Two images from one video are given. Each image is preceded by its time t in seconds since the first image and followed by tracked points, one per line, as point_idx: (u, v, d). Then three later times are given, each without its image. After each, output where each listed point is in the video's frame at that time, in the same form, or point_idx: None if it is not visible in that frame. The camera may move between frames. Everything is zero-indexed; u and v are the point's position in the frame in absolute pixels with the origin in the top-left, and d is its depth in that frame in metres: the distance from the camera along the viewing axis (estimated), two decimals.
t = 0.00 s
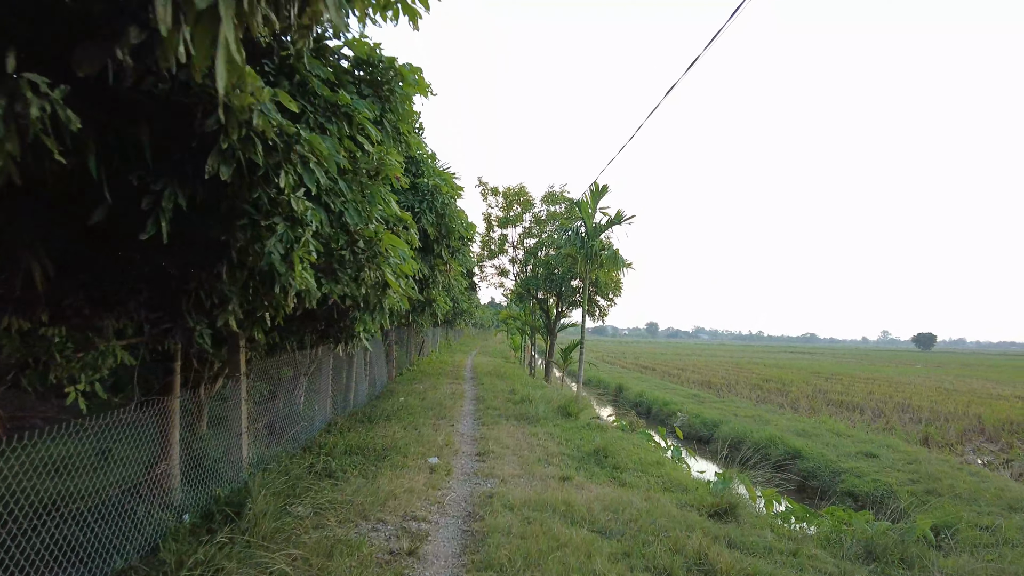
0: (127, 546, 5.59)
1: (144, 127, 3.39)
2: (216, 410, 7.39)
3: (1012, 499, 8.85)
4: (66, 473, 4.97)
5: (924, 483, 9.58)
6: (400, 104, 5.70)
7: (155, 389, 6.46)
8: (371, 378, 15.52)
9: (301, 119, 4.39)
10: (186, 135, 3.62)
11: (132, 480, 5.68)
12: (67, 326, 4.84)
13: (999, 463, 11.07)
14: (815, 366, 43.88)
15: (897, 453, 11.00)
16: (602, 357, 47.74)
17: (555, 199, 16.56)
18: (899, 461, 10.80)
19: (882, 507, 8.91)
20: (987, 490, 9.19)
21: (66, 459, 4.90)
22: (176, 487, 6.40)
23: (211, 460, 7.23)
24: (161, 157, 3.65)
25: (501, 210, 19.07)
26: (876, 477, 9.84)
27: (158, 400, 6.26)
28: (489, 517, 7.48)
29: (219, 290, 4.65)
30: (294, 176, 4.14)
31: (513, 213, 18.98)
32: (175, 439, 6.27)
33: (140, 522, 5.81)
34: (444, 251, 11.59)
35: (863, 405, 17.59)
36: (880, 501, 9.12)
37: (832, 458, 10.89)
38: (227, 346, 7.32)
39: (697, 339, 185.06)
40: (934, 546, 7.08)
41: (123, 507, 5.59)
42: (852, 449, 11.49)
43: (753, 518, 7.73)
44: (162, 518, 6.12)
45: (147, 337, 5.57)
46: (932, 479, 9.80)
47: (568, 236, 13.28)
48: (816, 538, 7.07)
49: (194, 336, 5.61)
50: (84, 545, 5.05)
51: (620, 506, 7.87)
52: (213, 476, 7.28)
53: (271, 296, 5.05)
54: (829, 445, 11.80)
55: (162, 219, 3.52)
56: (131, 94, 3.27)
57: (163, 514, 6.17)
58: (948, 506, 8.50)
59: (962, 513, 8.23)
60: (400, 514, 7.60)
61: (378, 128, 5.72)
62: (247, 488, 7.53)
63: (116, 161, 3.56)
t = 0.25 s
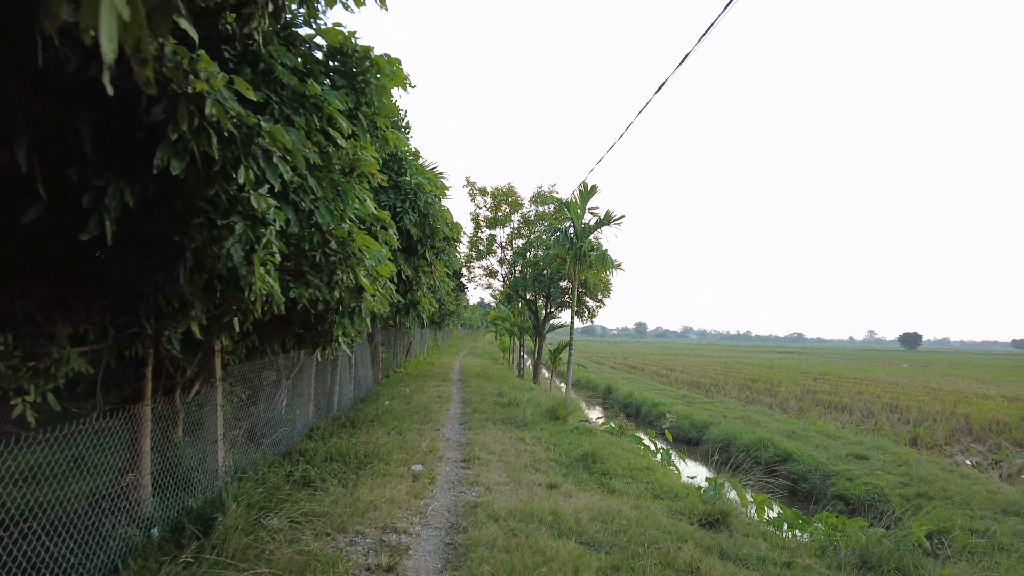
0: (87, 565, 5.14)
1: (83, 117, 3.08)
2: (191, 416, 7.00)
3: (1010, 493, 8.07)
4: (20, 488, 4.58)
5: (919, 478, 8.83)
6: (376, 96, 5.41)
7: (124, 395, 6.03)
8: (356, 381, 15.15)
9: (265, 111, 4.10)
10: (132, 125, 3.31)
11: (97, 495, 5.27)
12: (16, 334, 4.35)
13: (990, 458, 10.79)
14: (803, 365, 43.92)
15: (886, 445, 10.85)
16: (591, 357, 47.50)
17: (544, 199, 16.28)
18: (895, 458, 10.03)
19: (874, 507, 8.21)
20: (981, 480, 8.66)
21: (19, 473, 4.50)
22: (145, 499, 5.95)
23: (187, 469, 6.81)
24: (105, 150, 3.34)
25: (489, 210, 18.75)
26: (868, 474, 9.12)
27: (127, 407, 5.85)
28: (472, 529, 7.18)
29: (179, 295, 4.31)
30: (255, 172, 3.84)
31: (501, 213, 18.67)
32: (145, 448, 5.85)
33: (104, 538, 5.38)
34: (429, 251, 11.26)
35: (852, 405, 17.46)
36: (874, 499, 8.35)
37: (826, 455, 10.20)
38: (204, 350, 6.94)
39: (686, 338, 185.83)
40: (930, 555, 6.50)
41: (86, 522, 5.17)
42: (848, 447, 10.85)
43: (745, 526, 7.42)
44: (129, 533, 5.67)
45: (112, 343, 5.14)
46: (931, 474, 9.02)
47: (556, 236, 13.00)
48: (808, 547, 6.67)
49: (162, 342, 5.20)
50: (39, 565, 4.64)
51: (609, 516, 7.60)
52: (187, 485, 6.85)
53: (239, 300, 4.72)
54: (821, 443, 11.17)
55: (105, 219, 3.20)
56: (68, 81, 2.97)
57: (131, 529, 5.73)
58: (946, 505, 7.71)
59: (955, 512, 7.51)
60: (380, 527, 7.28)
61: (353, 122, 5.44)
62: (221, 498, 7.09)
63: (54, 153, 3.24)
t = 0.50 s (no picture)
0: None
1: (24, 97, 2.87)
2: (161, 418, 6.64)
3: (991, 491, 7.79)
4: None
5: (901, 479, 8.39)
6: (350, 84, 5.16)
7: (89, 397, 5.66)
8: (335, 382, 14.79)
9: (228, 95, 3.83)
10: (79, 105, 3.07)
11: (54, 502, 4.88)
12: None
13: (969, 458, 10.81)
14: (783, 365, 44.32)
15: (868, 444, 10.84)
16: (574, 358, 47.42)
17: (527, 198, 16.09)
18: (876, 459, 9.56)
19: (856, 511, 7.76)
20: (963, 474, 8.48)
21: None
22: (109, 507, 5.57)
23: (155, 474, 6.44)
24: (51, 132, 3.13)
25: (472, 209, 18.49)
26: (852, 476, 8.64)
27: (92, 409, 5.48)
28: (451, 536, 6.95)
29: (138, 293, 4.01)
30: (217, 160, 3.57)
31: (484, 212, 18.42)
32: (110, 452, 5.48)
33: (62, 548, 4.98)
34: (410, 250, 10.99)
35: (832, 406, 17.51)
36: (855, 503, 7.90)
37: (809, 458, 9.76)
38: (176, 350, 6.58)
39: (667, 339, 187.17)
40: (914, 557, 6.35)
41: (41, 532, 4.78)
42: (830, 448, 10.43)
43: (730, 530, 7.28)
44: (89, 543, 5.27)
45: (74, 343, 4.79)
46: (914, 475, 8.59)
47: (540, 236, 12.81)
48: (794, 551, 6.57)
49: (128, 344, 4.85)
50: None
51: (593, 521, 7.41)
52: (156, 491, 6.48)
53: (204, 299, 4.41)
54: (804, 444, 10.76)
55: (47, 206, 2.91)
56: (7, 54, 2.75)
57: (91, 539, 5.32)
58: (927, 507, 7.36)
59: (936, 513, 7.21)
60: (357, 534, 7.01)
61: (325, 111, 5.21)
62: (192, 504, 6.70)
63: None
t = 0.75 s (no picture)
0: None
1: None
2: (126, 424, 6.29)
3: (961, 490, 7.78)
4: None
5: (874, 479, 8.23)
6: (323, 75, 4.95)
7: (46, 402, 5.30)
8: (309, 384, 14.42)
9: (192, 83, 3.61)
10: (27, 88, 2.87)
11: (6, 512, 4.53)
12: None
13: (937, 457, 10.98)
14: (756, 365, 44.96)
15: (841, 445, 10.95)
16: (550, 359, 47.35)
17: (504, 199, 15.94)
18: (851, 460, 9.23)
19: (830, 513, 7.53)
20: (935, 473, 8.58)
21: None
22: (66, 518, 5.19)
23: (117, 484, 6.08)
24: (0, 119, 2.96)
25: (449, 210, 18.27)
26: (828, 477, 8.34)
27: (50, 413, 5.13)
28: (427, 545, 6.74)
29: (93, 293, 3.73)
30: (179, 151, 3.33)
31: (461, 213, 18.22)
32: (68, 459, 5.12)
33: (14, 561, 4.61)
34: (385, 250, 10.74)
35: (806, 407, 17.70)
36: (830, 505, 7.63)
37: (785, 458, 9.46)
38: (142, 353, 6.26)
39: (642, 340, 188.87)
40: (890, 558, 6.33)
41: None
42: (805, 448, 10.13)
43: (710, 534, 7.20)
44: (44, 558, 4.89)
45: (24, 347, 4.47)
46: (888, 477, 8.37)
47: (518, 237, 12.68)
48: (774, 554, 6.53)
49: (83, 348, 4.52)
50: None
51: (572, 526, 7.28)
52: (118, 501, 6.13)
53: (165, 299, 4.13)
54: (779, 445, 10.45)
55: None
56: None
57: (45, 553, 4.94)
58: (901, 508, 7.26)
59: (910, 515, 7.08)
60: (329, 543, 6.76)
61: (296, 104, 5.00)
62: (155, 514, 6.34)
63: None
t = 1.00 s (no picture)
0: None
1: None
2: (71, 430, 5.91)
3: (911, 486, 8.09)
4: None
5: (828, 477, 8.44)
6: (284, 66, 4.76)
7: None
8: (265, 387, 13.96)
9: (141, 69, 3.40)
10: None
11: None
12: None
13: (888, 454, 11.38)
14: (714, 366, 46.04)
15: (797, 444, 11.24)
16: (512, 360, 47.37)
17: (468, 199, 15.80)
18: (807, 459, 9.47)
19: (788, 511, 7.68)
20: (887, 470, 8.87)
21: None
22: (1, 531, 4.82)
23: (60, 492, 5.72)
24: None
25: (412, 210, 18.01)
26: (787, 477, 8.47)
27: None
28: (389, 552, 6.57)
29: (31, 292, 3.43)
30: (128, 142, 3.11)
31: (424, 213, 17.99)
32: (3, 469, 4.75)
33: None
34: (346, 249, 10.48)
35: (762, 406, 18.15)
36: (788, 503, 7.79)
37: (745, 458, 9.51)
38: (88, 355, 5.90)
39: (603, 341, 191.18)
40: (846, 554, 6.50)
41: None
42: (763, 448, 10.22)
43: (673, 534, 7.25)
44: None
45: None
46: (844, 475, 8.58)
47: (481, 237, 12.57)
48: (734, 554, 6.63)
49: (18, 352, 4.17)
50: None
51: (536, 530, 7.22)
52: (60, 512, 5.76)
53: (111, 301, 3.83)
54: (739, 445, 10.48)
55: None
56: None
57: None
58: (856, 505, 7.44)
59: (865, 512, 7.26)
60: (286, 552, 6.51)
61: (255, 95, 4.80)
62: (101, 526, 5.97)
63: None
